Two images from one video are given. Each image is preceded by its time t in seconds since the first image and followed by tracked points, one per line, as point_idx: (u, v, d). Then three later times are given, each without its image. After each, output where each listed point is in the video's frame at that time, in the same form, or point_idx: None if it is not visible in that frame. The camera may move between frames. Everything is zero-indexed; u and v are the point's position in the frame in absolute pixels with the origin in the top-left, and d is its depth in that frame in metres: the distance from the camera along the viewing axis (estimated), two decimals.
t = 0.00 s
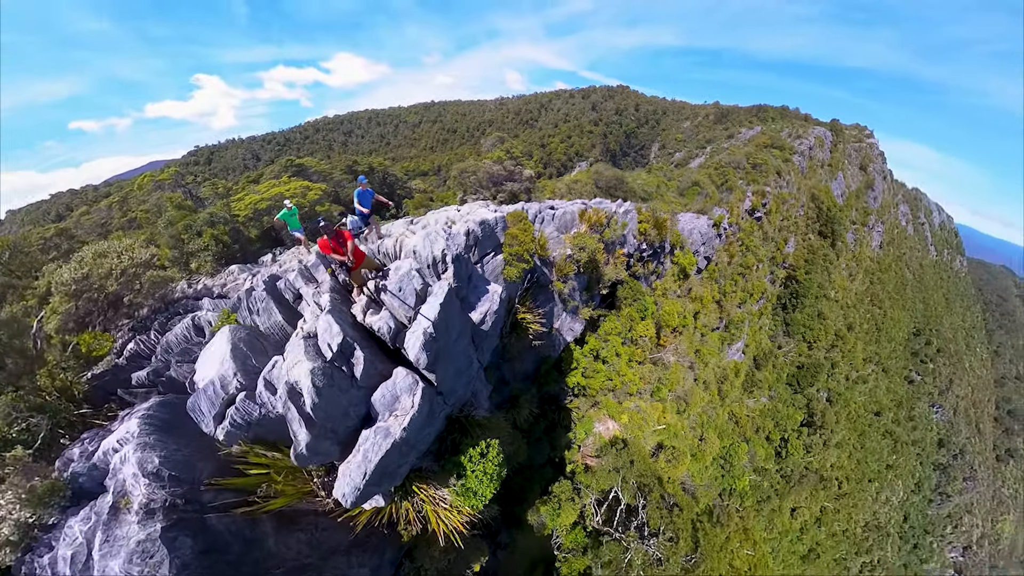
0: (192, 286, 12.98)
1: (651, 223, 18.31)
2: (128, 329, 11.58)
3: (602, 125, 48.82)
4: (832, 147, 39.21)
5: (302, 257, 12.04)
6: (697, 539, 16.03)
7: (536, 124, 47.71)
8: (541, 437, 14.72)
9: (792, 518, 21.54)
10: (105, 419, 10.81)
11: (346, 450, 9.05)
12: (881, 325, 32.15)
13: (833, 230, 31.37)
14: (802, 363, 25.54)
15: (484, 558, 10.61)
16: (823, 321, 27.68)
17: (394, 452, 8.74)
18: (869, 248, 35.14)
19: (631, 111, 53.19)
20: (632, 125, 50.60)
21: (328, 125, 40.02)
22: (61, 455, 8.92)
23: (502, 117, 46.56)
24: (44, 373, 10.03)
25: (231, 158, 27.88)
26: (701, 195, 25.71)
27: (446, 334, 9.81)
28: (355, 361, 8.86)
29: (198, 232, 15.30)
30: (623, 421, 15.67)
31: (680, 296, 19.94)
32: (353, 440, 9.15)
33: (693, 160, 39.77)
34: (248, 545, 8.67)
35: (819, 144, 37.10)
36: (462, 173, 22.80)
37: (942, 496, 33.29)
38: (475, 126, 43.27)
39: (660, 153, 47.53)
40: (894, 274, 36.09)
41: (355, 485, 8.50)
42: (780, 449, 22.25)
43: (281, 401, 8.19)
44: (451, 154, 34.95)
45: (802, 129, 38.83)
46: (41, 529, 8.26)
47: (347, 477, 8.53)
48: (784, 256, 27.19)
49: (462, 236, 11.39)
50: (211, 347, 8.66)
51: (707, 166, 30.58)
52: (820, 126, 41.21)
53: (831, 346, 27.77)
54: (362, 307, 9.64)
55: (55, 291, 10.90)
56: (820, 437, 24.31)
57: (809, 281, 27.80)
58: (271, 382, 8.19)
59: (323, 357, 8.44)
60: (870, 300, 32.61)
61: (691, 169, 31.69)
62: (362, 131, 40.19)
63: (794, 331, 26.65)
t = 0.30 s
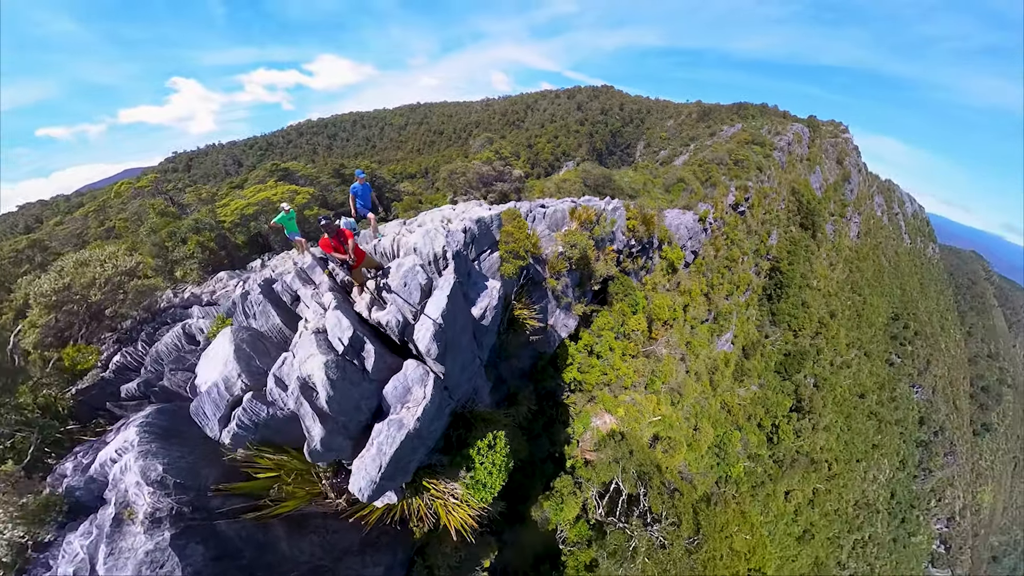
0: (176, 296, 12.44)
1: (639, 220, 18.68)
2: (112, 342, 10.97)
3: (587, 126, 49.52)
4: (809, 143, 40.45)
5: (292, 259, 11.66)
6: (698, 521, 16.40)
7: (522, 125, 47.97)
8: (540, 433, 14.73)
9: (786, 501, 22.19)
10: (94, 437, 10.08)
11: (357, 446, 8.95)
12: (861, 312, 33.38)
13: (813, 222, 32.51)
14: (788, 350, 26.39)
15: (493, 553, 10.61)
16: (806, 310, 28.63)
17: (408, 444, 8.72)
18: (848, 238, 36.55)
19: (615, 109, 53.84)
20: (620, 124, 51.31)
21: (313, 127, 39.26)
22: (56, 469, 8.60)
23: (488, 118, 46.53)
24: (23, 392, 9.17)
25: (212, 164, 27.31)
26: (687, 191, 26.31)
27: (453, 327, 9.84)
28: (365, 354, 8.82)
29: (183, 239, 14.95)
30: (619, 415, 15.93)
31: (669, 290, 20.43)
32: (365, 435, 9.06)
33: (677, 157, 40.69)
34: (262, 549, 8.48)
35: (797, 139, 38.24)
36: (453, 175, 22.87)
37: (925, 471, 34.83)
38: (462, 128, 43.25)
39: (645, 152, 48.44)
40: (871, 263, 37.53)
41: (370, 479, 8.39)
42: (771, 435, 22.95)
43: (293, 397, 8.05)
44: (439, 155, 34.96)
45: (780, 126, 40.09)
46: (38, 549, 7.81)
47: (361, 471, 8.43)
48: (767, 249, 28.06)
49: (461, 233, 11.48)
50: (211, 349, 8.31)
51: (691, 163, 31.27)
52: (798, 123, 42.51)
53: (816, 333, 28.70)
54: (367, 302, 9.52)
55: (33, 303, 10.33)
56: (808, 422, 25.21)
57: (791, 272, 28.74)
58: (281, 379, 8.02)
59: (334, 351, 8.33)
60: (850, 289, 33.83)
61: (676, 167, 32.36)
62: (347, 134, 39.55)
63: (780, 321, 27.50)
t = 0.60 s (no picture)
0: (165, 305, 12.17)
1: (628, 217, 19.01)
2: (99, 354, 10.58)
3: (573, 126, 49.98)
4: (791, 138, 41.37)
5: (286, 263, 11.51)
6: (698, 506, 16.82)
7: (509, 126, 48.11)
8: (539, 430, 14.59)
9: (780, 486, 22.82)
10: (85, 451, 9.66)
11: (370, 442, 8.97)
12: (843, 301, 34.50)
13: (795, 215, 33.54)
14: (777, 340, 27.13)
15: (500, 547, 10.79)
16: (792, 301, 29.46)
17: (421, 436, 8.75)
18: (830, 230, 37.82)
19: (601, 109, 54.38)
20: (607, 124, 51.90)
21: (297, 129, 38.50)
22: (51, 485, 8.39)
23: (476, 119, 46.48)
24: (8, 409, 8.75)
25: (193, 171, 26.69)
26: (674, 187, 26.76)
27: (460, 321, 9.93)
28: (376, 349, 8.89)
29: (168, 247, 14.56)
30: (616, 409, 16.04)
31: (659, 285, 20.88)
32: (376, 431, 9.07)
33: (663, 156, 41.42)
34: (278, 552, 8.37)
35: (779, 136, 39.02)
36: (443, 178, 22.97)
37: (909, 450, 36.29)
38: (450, 129, 43.05)
39: (632, 151, 49.11)
40: (852, 254, 38.79)
41: (386, 473, 8.34)
42: (763, 423, 23.59)
43: (307, 394, 8.03)
44: (427, 157, 34.89)
45: (762, 123, 41.07)
46: (36, 569, 7.40)
47: (377, 465, 8.36)
48: (751, 243, 28.80)
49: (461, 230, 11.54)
50: (216, 351, 8.24)
51: (677, 161, 31.84)
52: (778, 120, 43.58)
53: (802, 323, 29.56)
54: (371, 299, 9.40)
55: (11, 315, 9.64)
56: (798, 409, 25.96)
57: (776, 265, 29.52)
58: (294, 375, 7.99)
59: (347, 346, 8.42)
60: (833, 279, 34.95)
61: (661, 165, 32.95)
62: (333, 137, 38.99)
63: (767, 312, 28.24)
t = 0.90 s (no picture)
0: (155, 314, 11.82)
1: (618, 215, 19.27)
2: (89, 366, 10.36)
3: (561, 126, 50.28)
4: (776, 135, 42.14)
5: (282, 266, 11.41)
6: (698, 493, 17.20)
7: (498, 126, 48.19)
8: (538, 427, 14.49)
9: (775, 474, 23.41)
10: (77, 464, 9.12)
11: (383, 436, 9.08)
12: (829, 292, 35.40)
13: (781, 210, 34.50)
14: (766, 332, 27.81)
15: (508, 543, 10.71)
16: (780, 293, 30.18)
17: (434, 428, 8.86)
18: (814, 224, 38.91)
19: (589, 109, 54.79)
20: (594, 125, 52.42)
21: (283, 133, 37.86)
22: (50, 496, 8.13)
23: (465, 120, 46.33)
24: None
25: (177, 177, 26.12)
26: (663, 185, 27.13)
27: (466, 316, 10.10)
28: (388, 343, 9.13)
29: (156, 253, 14.17)
30: (613, 405, 16.29)
31: (652, 281, 21.21)
32: (388, 425, 9.18)
33: (651, 155, 42.00)
34: (294, 552, 8.44)
35: (763, 133, 39.78)
36: (435, 180, 22.98)
37: (895, 433, 37.56)
38: (439, 131, 42.88)
39: (620, 151, 49.69)
40: (835, 247, 39.87)
41: (402, 464, 8.53)
42: (756, 413, 24.15)
43: (321, 389, 8.20)
44: (417, 159, 34.78)
45: (747, 120, 41.82)
46: None
47: (394, 456, 8.54)
48: (739, 238, 29.40)
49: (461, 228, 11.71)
50: (221, 352, 8.25)
51: (665, 159, 32.34)
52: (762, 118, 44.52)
53: (791, 314, 30.31)
54: (376, 297, 9.59)
55: None
56: (790, 398, 26.58)
57: (763, 259, 30.16)
58: (308, 371, 8.20)
59: (360, 340, 8.70)
60: (819, 271, 35.88)
61: (649, 164, 33.43)
62: (321, 139, 38.42)
63: (756, 305, 28.91)
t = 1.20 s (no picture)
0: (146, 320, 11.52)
1: (611, 214, 19.49)
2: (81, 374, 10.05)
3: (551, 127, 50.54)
4: (763, 133, 42.88)
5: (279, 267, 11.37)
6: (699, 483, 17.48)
7: (488, 128, 48.27)
8: (537, 425, 14.72)
9: (769, 466, 23.87)
10: (72, 476, 8.72)
11: (398, 428, 9.16)
12: (817, 286, 36.16)
13: (769, 207, 35.14)
14: (757, 326, 28.34)
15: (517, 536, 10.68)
16: (770, 288, 30.78)
17: (448, 418, 9.02)
18: (801, 219, 39.72)
19: (579, 110, 55.12)
20: (585, 125, 52.75)
21: (271, 136, 37.33)
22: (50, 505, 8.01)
23: (455, 122, 46.30)
24: None
25: (163, 182, 25.61)
26: (654, 184, 27.50)
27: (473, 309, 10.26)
28: (401, 336, 9.37)
29: (147, 258, 13.88)
30: (610, 401, 16.47)
31: (646, 278, 21.47)
32: (401, 419, 9.26)
33: (641, 154, 42.47)
34: (311, 550, 8.26)
35: (750, 131, 40.46)
36: (429, 182, 22.90)
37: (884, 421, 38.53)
38: (430, 132, 42.71)
39: (610, 152, 50.14)
40: (822, 242, 40.76)
41: (418, 455, 8.55)
42: (750, 406, 24.62)
43: (337, 381, 8.33)
44: (409, 161, 34.65)
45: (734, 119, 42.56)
46: None
47: (409, 447, 8.56)
48: (730, 235, 29.90)
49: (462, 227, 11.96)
50: (231, 350, 8.29)
51: (655, 159, 32.79)
52: (747, 117, 45.40)
53: (782, 308, 30.91)
54: (383, 292, 9.74)
55: None
56: (782, 390, 27.14)
57: (752, 254, 30.74)
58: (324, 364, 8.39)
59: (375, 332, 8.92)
60: (807, 265, 36.67)
61: (639, 163, 33.88)
62: (310, 142, 38.09)
63: (749, 300, 29.41)
